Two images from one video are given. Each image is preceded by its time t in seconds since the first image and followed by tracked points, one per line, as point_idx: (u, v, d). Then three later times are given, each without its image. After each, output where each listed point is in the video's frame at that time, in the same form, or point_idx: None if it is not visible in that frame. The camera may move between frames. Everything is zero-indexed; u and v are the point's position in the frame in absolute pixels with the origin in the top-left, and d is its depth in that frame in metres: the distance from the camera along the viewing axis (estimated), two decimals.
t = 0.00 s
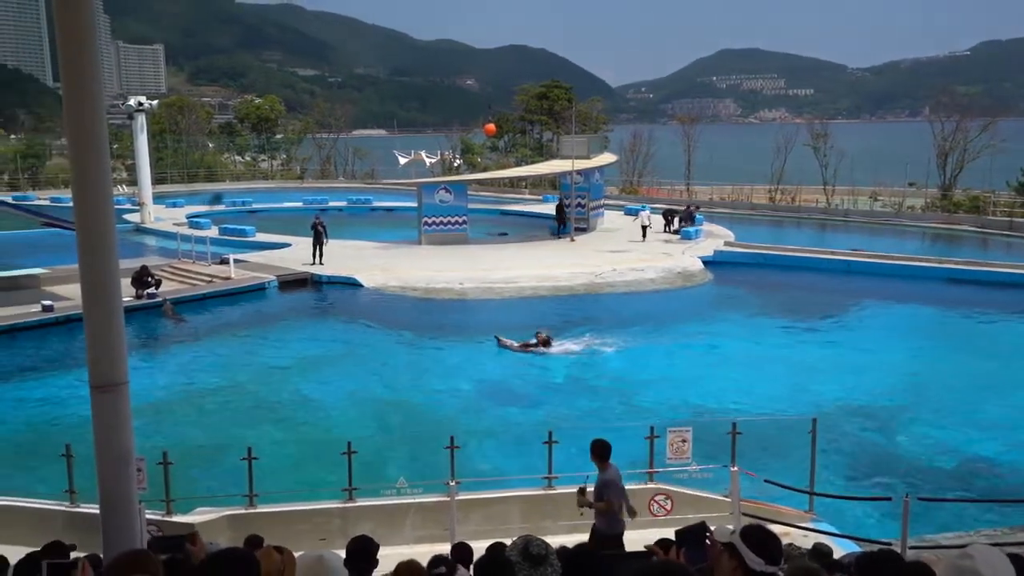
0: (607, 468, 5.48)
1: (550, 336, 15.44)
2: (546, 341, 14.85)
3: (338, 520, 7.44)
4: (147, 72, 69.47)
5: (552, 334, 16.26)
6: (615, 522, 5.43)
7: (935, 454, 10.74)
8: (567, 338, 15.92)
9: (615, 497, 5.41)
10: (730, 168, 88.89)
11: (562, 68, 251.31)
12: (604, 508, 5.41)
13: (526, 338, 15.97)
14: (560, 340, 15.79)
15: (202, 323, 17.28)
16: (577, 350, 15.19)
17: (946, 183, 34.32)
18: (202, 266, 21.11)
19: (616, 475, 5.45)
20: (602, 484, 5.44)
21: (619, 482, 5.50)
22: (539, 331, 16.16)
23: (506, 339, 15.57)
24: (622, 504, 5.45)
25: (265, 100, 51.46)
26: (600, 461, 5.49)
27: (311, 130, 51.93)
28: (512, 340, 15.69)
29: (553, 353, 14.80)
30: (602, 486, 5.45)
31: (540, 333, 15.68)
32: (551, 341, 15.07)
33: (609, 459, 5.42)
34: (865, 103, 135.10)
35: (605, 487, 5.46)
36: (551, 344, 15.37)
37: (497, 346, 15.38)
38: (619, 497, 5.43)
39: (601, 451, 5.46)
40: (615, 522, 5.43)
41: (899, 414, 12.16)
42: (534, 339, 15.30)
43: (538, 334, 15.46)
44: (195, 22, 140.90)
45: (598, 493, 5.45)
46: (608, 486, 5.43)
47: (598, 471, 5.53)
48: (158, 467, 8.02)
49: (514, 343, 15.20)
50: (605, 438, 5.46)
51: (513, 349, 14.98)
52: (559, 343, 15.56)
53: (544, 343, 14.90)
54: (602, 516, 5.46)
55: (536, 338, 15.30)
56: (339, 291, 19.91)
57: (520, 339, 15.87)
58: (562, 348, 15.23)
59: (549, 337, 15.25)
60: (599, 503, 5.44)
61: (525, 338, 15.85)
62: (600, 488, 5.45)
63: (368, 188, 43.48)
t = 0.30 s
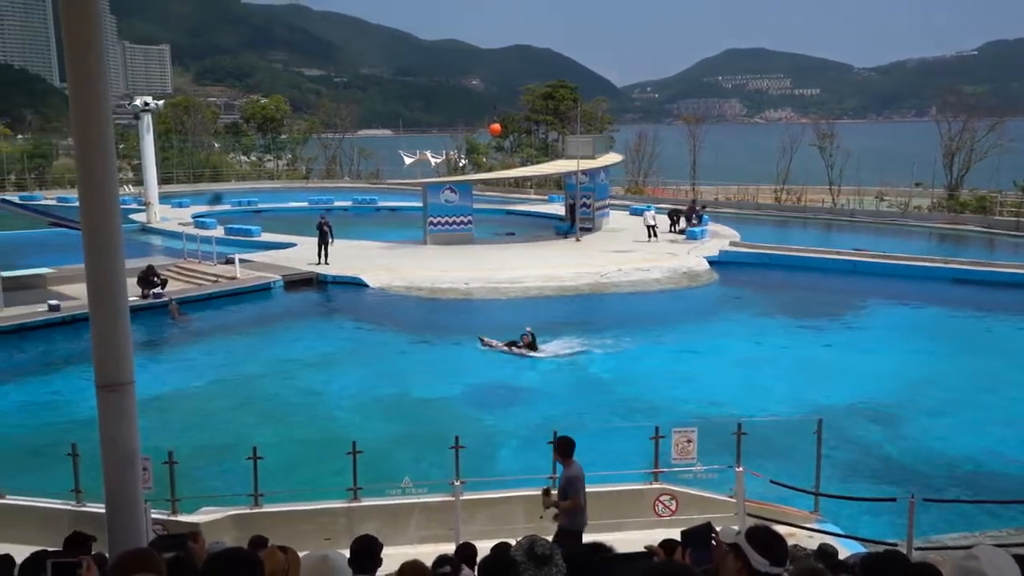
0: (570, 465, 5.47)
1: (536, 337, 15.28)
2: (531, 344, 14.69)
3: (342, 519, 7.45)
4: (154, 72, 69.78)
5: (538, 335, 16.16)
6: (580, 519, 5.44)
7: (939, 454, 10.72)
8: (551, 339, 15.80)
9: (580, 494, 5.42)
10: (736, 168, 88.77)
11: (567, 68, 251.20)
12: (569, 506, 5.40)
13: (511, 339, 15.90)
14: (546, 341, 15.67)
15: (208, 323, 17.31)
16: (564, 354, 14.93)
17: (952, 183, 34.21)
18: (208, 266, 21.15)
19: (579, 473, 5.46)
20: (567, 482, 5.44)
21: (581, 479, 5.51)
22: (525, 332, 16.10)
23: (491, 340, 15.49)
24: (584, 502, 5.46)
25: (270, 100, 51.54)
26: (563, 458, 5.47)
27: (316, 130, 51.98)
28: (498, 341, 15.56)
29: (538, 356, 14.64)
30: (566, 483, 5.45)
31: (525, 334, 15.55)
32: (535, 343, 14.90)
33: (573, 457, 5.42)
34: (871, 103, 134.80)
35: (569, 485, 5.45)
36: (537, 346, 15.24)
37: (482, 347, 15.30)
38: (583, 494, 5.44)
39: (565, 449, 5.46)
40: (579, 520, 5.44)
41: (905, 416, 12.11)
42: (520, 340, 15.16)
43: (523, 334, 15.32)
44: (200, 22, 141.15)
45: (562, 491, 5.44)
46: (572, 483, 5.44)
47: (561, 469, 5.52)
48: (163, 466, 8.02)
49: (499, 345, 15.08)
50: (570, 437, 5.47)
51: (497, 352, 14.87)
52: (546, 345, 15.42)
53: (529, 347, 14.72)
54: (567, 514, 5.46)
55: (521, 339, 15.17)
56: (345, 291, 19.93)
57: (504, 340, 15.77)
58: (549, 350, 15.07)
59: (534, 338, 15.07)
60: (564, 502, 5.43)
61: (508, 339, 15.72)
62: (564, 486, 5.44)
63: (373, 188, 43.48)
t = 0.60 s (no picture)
0: (533, 469, 5.37)
1: (521, 336, 15.24)
2: (516, 344, 14.61)
3: (348, 519, 7.46)
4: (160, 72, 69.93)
5: (522, 337, 16.04)
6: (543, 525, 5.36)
7: (945, 455, 10.70)
8: (541, 340, 15.74)
9: (543, 500, 5.32)
10: (742, 169, 88.68)
11: (573, 68, 251.16)
12: (533, 511, 5.31)
13: (494, 340, 15.83)
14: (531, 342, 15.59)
15: (214, 322, 17.35)
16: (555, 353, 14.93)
17: (959, 183, 34.13)
18: (214, 265, 21.18)
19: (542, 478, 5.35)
20: (530, 487, 5.34)
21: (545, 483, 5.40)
22: (511, 333, 16.04)
23: (474, 343, 15.44)
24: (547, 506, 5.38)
25: (277, 100, 51.64)
26: (526, 463, 5.37)
27: (322, 130, 52.07)
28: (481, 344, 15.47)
29: (523, 357, 14.56)
30: (529, 488, 5.35)
31: (510, 336, 15.46)
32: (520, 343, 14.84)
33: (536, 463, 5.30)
34: (879, 104, 134.50)
35: (532, 490, 5.35)
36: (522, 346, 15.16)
37: (464, 349, 15.24)
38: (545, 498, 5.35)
39: (527, 454, 5.34)
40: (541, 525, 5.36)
41: (911, 416, 12.09)
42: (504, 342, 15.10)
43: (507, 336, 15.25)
44: (207, 22, 141.47)
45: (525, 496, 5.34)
46: (535, 488, 5.33)
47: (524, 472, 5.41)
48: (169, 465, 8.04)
49: (483, 347, 15.01)
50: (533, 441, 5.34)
51: (480, 354, 14.79)
52: (531, 346, 15.33)
53: (513, 347, 14.68)
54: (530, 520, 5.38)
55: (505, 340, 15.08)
56: (350, 290, 19.96)
57: (487, 342, 15.69)
58: (534, 350, 14.98)
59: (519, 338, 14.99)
60: (527, 506, 5.33)
61: (490, 341, 15.64)
62: (527, 491, 5.34)
63: (379, 188, 43.52)
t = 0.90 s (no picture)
0: (497, 467, 5.47)
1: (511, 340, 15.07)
2: (503, 345, 14.44)
3: (355, 519, 7.49)
4: (168, 72, 70.14)
5: (508, 339, 15.88)
6: (508, 522, 5.46)
7: (952, 456, 10.66)
8: (527, 342, 15.57)
9: (506, 496, 5.42)
10: (749, 168, 88.53)
11: (579, 67, 250.95)
12: (496, 508, 5.41)
13: (479, 342, 15.71)
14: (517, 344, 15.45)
15: (221, 321, 17.40)
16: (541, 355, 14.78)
17: (968, 183, 34.01)
18: (222, 265, 21.22)
19: (506, 476, 5.46)
20: (494, 485, 5.45)
21: (508, 480, 5.51)
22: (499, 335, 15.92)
23: (458, 344, 15.35)
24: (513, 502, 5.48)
25: (284, 100, 51.78)
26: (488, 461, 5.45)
27: (329, 130, 52.16)
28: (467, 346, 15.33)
29: (509, 359, 14.39)
30: (493, 485, 5.45)
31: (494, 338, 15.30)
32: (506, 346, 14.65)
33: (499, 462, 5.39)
34: (886, 103, 134.26)
35: (496, 487, 5.46)
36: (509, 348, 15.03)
37: (449, 350, 15.13)
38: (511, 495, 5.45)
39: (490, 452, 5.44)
40: (506, 522, 5.46)
41: (920, 417, 12.05)
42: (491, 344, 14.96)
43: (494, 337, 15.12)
44: (214, 22, 141.72)
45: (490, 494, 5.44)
46: (499, 486, 5.44)
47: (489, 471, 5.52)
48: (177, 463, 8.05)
49: (469, 349, 14.90)
50: (495, 439, 5.43)
51: (466, 355, 14.68)
52: (518, 347, 15.19)
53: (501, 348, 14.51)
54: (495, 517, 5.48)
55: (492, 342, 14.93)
56: (357, 290, 19.98)
57: (473, 343, 15.56)
58: (522, 352, 14.83)
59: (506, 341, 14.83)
60: (491, 504, 5.43)
61: (475, 343, 15.53)
62: (493, 488, 5.44)
63: (386, 188, 43.56)
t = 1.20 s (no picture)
0: (464, 463, 5.38)
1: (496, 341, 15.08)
2: (490, 345, 14.46)
3: (364, 518, 7.51)
4: (177, 72, 70.32)
5: (510, 339, 15.86)
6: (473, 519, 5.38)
7: (962, 458, 10.59)
8: (514, 344, 15.48)
9: (473, 494, 5.36)
10: (757, 168, 88.32)
11: (587, 67, 250.76)
12: (463, 505, 5.34)
13: (465, 342, 15.71)
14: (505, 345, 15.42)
15: (230, 321, 17.46)
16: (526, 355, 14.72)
17: (978, 183, 33.86)
18: (231, 264, 21.29)
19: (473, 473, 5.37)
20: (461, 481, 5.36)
21: (474, 478, 5.44)
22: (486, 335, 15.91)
23: (447, 343, 15.32)
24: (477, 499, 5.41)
25: (293, 100, 51.91)
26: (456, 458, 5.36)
27: (338, 130, 52.28)
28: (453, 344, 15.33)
29: (493, 358, 14.37)
30: (460, 482, 5.38)
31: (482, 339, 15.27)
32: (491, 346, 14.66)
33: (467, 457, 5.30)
34: (896, 103, 133.83)
35: (463, 484, 5.38)
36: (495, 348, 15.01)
37: (436, 350, 15.13)
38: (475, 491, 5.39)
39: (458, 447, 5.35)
40: (472, 519, 5.39)
41: (930, 418, 12.01)
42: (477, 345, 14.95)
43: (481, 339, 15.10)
44: (223, 22, 142.15)
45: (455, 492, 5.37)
46: (466, 483, 5.37)
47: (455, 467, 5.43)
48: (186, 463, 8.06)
49: (455, 349, 14.88)
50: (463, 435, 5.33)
51: (450, 355, 14.69)
52: (503, 347, 15.19)
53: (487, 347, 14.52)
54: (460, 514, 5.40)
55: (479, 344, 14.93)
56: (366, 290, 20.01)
57: (459, 343, 15.55)
58: (510, 353, 14.77)
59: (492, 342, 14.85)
60: (458, 501, 5.36)
61: (463, 342, 15.52)
62: (459, 484, 5.37)
63: (395, 188, 43.60)
